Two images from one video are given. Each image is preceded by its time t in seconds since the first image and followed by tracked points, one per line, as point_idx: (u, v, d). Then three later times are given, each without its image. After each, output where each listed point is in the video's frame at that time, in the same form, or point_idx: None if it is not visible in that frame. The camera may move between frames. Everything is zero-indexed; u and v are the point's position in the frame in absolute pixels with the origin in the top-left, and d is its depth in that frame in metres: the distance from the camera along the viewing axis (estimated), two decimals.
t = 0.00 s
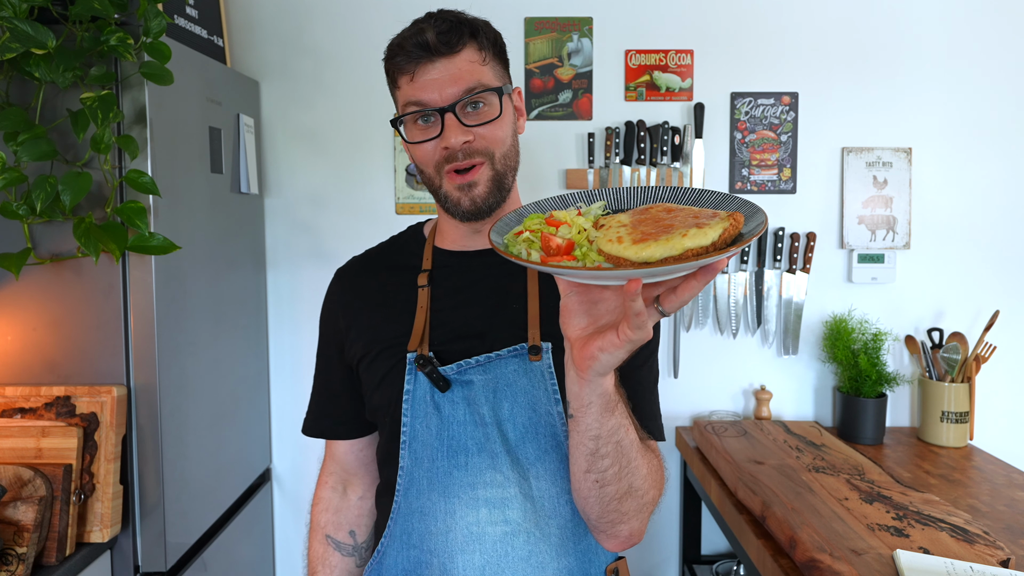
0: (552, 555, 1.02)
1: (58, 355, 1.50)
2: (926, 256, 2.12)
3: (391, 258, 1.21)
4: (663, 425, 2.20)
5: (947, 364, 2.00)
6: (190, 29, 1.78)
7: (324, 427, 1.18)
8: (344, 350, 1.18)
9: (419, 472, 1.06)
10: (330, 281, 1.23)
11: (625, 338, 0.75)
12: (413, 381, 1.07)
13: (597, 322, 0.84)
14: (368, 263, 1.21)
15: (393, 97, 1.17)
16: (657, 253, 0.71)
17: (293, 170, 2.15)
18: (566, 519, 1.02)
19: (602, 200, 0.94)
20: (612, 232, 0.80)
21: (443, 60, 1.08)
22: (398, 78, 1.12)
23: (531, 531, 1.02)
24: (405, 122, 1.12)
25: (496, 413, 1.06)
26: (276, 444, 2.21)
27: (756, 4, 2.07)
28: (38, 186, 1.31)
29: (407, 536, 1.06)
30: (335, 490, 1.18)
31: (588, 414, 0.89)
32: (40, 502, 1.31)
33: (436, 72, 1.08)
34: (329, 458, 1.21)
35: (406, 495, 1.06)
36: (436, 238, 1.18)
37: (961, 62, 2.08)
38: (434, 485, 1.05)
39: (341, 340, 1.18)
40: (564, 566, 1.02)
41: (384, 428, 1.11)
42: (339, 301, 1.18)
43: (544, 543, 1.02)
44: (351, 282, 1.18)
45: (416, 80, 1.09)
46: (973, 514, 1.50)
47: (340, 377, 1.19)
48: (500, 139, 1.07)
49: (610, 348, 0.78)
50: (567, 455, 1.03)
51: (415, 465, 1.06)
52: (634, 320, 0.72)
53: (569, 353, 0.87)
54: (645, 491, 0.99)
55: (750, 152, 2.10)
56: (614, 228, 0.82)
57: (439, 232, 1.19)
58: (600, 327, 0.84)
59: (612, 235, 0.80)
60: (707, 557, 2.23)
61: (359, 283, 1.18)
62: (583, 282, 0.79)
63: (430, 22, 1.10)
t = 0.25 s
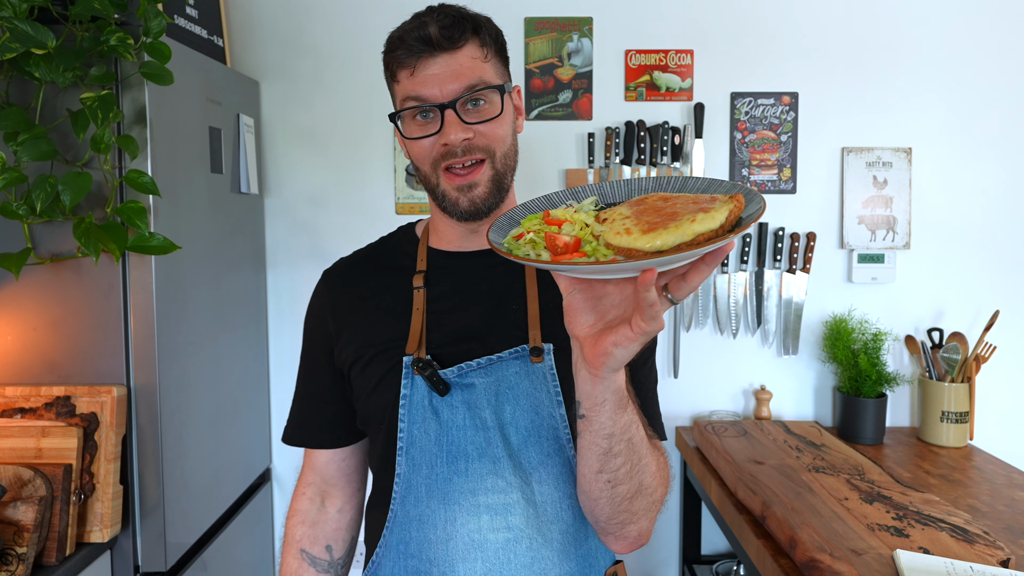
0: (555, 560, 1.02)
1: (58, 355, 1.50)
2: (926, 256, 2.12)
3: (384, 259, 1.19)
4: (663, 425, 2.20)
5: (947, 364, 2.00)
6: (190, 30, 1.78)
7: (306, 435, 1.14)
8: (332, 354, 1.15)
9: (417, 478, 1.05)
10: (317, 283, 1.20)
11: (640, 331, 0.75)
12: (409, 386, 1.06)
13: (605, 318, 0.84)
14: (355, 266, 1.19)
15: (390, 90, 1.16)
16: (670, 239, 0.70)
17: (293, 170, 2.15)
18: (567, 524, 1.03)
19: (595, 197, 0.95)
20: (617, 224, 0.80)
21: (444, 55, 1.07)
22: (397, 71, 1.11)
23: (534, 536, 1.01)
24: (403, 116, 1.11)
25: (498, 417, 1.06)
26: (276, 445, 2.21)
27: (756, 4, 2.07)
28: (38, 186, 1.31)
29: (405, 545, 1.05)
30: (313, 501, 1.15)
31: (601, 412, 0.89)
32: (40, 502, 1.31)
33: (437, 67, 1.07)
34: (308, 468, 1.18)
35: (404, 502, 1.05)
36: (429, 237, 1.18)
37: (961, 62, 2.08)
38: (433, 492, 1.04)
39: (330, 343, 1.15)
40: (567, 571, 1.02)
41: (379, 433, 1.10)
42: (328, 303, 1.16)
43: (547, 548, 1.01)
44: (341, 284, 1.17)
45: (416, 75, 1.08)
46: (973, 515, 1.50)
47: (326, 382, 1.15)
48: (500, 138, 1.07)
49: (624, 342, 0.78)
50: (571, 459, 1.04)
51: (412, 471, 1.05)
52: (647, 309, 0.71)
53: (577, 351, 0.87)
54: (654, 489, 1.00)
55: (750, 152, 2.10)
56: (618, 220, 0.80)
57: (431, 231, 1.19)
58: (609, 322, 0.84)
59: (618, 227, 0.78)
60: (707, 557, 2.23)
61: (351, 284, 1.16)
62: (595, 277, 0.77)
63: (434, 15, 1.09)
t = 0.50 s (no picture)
0: (557, 566, 1.02)
1: (58, 355, 1.50)
2: (926, 256, 2.12)
3: (373, 262, 1.19)
4: (663, 425, 2.20)
5: (948, 364, 2.00)
6: (190, 29, 1.78)
7: (291, 447, 1.13)
8: (320, 361, 1.14)
9: (415, 488, 1.05)
10: (301, 289, 1.19)
11: (630, 365, 0.72)
12: (404, 393, 1.06)
13: (605, 344, 0.81)
14: (343, 271, 1.18)
15: (414, 74, 1.10)
16: (652, 279, 0.67)
17: (292, 170, 2.15)
18: (568, 528, 1.03)
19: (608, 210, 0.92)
20: (612, 253, 0.77)
21: (494, 52, 1.04)
22: (436, 58, 1.05)
23: (536, 543, 1.01)
24: (436, 107, 1.05)
25: (498, 422, 1.05)
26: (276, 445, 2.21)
27: (756, 4, 2.07)
28: (38, 186, 1.31)
29: (403, 556, 1.04)
30: (299, 517, 1.14)
31: (595, 439, 0.89)
32: (40, 502, 1.31)
33: (485, 63, 1.03)
34: (294, 481, 1.16)
35: (401, 512, 1.05)
36: (423, 237, 1.19)
37: (961, 62, 2.08)
38: (432, 502, 1.04)
39: (317, 350, 1.14)
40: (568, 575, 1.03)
41: (373, 442, 1.10)
42: (314, 309, 1.15)
43: (549, 554, 1.01)
44: (328, 290, 1.16)
45: (462, 67, 1.04)
46: (973, 514, 1.50)
47: (313, 391, 1.14)
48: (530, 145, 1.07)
49: (615, 375, 0.76)
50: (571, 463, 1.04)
51: (410, 480, 1.05)
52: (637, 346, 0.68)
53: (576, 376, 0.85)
54: (652, 506, 1.00)
55: (750, 152, 2.10)
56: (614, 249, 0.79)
57: (426, 231, 1.19)
58: (607, 349, 0.80)
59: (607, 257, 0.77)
60: (707, 557, 2.23)
61: (340, 289, 1.15)
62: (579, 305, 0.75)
63: (489, 9, 1.05)
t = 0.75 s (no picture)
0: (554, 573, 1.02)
1: (58, 355, 1.50)
2: (926, 256, 2.12)
3: (371, 262, 1.18)
4: (663, 425, 2.20)
5: (948, 364, 2.00)
6: (190, 29, 1.78)
7: (287, 447, 1.12)
8: (316, 361, 1.14)
9: (410, 492, 1.04)
10: (298, 288, 1.18)
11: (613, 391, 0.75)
12: (402, 394, 1.07)
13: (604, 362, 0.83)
14: (342, 270, 1.17)
15: (439, 66, 1.11)
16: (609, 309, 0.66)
17: (292, 170, 2.15)
18: (566, 537, 1.03)
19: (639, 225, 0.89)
20: (593, 270, 0.75)
21: (524, 52, 1.06)
22: (467, 51, 1.07)
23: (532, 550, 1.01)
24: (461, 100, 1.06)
25: (497, 426, 1.05)
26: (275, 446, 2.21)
27: (756, 4, 2.07)
28: (38, 186, 1.31)
29: (398, 561, 1.04)
30: (294, 517, 1.13)
31: (587, 454, 0.89)
32: (40, 502, 1.31)
33: (515, 61, 1.05)
34: (289, 481, 1.15)
35: (396, 517, 1.04)
36: (424, 236, 1.19)
37: (961, 62, 2.08)
38: (428, 506, 1.03)
39: (314, 350, 1.14)
40: None
41: (369, 446, 1.09)
42: (311, 309, 1.14)
43: (546, 562, 1.02)
44: (325, 290, 1.15)
45: (492, 63, 1.05)
46: (973, 514, 1.50)
47: (309, 391, 1.14)
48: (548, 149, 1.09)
49: (599, 398, 0.78)
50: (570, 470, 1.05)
51: (405, 484, 1.04)
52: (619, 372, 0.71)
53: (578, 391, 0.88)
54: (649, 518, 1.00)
55: (750, 152, 2.10)
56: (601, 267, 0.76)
57: (428, 230, 1.19)
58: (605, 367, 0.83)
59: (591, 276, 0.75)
60: (707, 557, 2.23)
61: (337, 289, 1.15)
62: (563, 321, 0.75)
63: (522, 10, 1.07)
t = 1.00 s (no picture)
0: (558, 568, 1.02)
1: (58, 355, 1.50)
2: (925, 256, 2.12)
3: (382, 257, 1.18)
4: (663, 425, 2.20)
5: (947, 364, 2.00)
6: (190, 29, 1.78)
7: (293, 438, 1.12)
8: (325, 352, 1.13)
9: (416, 480, 1.03)
10: (309, 281, 1.18)
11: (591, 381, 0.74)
12: (410, 383, 1.06)
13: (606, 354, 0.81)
14: (353, 263, 1.17)
15: (454, 61, 1.14)
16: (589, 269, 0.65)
17: (292, 171, 2.15)
18: (571, 532, 1.03)
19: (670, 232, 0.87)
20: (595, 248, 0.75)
21: (536, 48, 1.10)
22: (481, 45, 1.10)
23: (537, 543, 1.01)
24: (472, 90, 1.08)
25: (506, 417, 1.05)
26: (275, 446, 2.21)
27: (756, 4, 2.07)
28: (38, 186, 1.31)
29: (401, 551, 1.03)
30: (296, 509, 1.12)
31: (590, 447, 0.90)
32: (40, 503, 1.31)
33: (526, 56, 1.09)
34: (293, 473, 1.15)
35: (401, 505, 1.04)
36: (436, 231, 1.19)
37: (961, 61, 2.08)
38: (433, 495, 1.03)
39: (322, 341, 1.13)
40: None
41: (374, 435, 1.08)
42: (320, 300, 1.14)
43: (550, 556, 1.02)
44: (335, 281, 1.15)
45: (503, 55, 1.08)
46: (973, 514, 1.50)
47: (317, 382, 1.13)
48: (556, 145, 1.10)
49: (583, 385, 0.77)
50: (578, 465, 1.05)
51: (411, 472, 1.04)
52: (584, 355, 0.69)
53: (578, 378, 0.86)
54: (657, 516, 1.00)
55: (750, 152, 2.10)
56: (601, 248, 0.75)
57: (439, 225, 1.19)
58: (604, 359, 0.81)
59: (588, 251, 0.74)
60: (707, 556, 2.23)
61: (347, 281, 1.15)
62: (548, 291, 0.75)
63: (536, 10, 1.12)
